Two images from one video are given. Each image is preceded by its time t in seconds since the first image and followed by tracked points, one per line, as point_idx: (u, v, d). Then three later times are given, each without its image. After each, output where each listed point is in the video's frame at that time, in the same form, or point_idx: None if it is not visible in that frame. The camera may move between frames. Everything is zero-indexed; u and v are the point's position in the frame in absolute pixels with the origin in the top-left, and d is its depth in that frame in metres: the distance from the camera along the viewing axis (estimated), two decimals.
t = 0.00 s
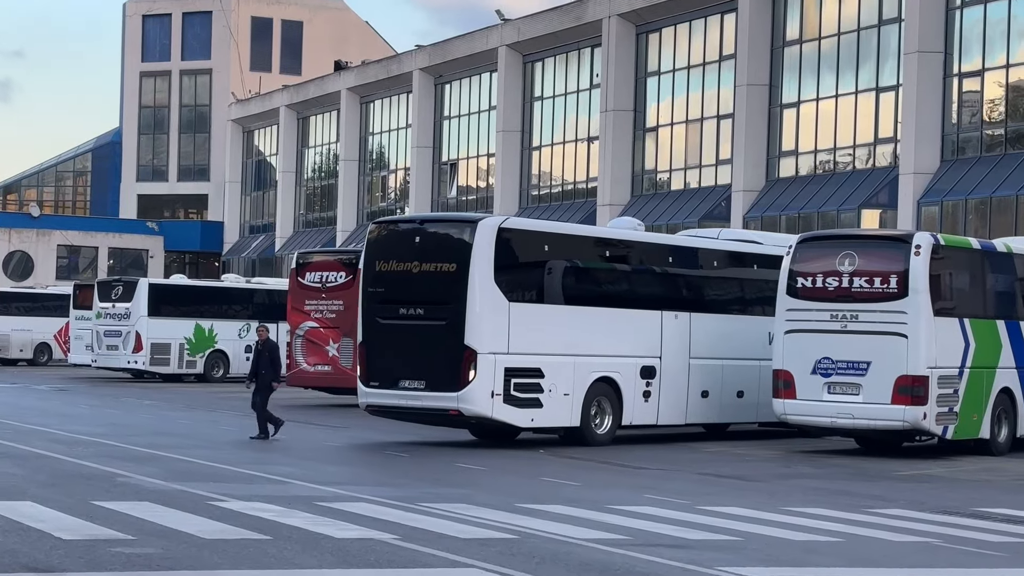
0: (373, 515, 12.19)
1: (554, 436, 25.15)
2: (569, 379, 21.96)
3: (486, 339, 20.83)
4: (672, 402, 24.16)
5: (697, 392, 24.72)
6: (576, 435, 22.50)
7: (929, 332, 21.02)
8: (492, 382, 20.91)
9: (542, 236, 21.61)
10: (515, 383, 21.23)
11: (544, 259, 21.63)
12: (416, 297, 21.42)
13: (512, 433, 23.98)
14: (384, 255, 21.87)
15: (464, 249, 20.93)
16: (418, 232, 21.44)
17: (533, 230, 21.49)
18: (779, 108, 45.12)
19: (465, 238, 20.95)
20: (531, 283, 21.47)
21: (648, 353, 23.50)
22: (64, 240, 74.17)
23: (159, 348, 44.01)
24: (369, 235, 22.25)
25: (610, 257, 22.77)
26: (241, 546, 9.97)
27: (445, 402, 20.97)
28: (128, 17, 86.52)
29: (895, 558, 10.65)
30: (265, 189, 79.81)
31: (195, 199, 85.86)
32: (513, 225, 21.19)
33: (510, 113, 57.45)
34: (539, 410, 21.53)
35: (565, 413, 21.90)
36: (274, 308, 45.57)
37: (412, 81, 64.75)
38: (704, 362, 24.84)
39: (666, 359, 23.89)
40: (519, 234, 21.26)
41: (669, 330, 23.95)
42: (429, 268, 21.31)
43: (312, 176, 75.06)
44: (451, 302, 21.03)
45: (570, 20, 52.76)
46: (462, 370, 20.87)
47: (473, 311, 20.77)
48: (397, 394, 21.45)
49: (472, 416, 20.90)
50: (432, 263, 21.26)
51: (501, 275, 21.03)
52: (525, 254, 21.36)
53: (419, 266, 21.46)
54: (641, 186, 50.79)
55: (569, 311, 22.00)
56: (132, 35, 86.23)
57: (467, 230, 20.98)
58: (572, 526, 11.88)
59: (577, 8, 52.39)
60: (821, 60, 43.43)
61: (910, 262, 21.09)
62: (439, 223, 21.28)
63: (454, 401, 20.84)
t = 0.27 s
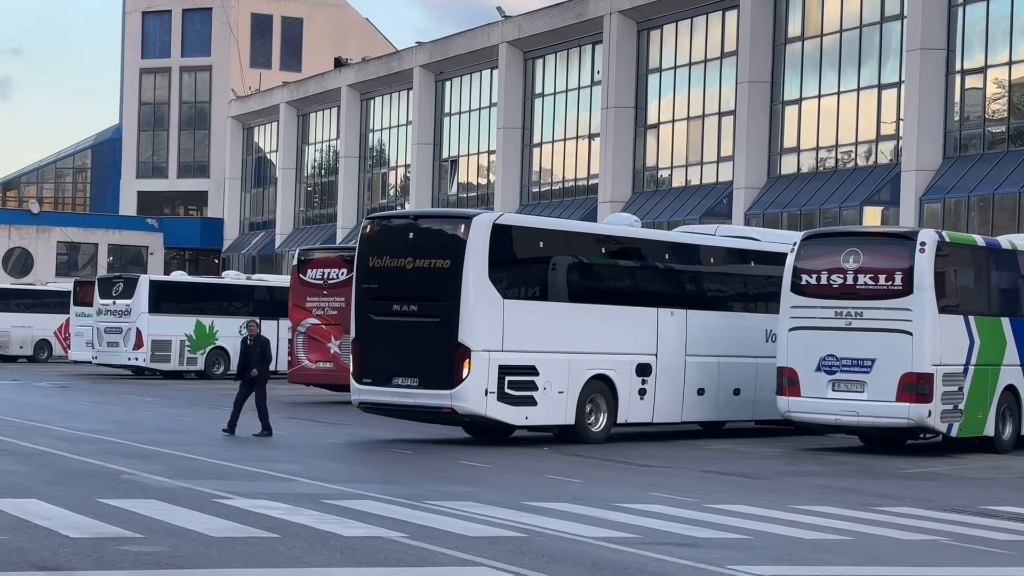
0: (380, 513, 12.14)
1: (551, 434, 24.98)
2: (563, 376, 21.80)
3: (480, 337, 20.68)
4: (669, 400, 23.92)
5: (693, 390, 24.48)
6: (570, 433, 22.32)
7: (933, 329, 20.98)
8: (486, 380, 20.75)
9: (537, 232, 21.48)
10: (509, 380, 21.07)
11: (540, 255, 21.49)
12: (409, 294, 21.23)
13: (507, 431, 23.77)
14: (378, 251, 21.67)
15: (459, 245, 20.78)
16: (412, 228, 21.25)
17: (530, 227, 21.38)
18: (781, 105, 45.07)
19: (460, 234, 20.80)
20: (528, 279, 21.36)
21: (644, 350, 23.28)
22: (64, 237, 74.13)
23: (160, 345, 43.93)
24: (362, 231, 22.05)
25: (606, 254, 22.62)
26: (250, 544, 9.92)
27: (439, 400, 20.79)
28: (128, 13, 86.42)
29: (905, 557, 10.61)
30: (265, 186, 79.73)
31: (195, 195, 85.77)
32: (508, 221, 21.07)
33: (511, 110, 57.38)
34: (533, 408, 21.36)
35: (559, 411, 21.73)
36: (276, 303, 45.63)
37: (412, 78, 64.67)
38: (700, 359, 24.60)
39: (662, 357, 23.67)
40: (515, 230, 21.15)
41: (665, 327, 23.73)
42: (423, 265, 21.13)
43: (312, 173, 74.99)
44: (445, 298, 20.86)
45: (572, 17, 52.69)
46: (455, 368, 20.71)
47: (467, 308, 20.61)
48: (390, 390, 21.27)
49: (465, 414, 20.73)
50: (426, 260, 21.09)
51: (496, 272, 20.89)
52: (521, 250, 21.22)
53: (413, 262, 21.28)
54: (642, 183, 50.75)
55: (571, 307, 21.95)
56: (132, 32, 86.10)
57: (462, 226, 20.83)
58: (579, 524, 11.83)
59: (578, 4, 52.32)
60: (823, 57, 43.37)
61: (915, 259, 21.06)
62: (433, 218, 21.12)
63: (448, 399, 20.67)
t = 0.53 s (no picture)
0: (385, 510, 12.08)
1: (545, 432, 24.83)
2: (557, 373, 21.63)
3: (473, 333, 20.50)
4: (663, 398, 23.71)
5: (688, 386, 24.27)
6: (564, 431, 22.13)
7: (937, 326, 20.94)
8: (479, 377, 20.58)
9: (530, 227, 21.32)
10: (501, 377, 20.89)
11: (532, 251, 21.32)
12: (402, 290, 21.01)
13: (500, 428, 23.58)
14: (369, 248, 21.46)
15: (451, 240, 20.60)
16: (404, 223, 21.06)
17: (523, 222, 21.25)
18: (782, 102, 45.03)
19: (451, 229, 20.62)
20: (523, 275, 21.20)
21: (639, 347, 23.09)
22: (63, 234, 74.03)
23: (160, 343, 43.86)
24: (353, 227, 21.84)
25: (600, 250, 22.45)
26: (256, 541, 9.85)
27: (431, 397, 20.59)
28: (127, 10, 86.27)
29: (914, 553, 10.56)
30: (264, 184, 79.68)
31: (195, 193, 85.64)
32: (499, 217, 20.91)
33: (511, 107, 57.29)
34: (526, 405, 21.19)
35: (553, 408, 21.56)
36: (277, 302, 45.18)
37: (412, 76, 64.58)
38: (695, 356, 24.39)
39: (656, 353, 23.47)
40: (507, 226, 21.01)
41: (660, 323, 23.51)
42: (414, 260, 20.93)
43: (312, 171, 74.93)
44: (437, 294, 20.66)
45: (572, 14, 52.61)
46: (447, 364, 20.52)
47: (458, 304, 20.43)
48: (382, 388, 21.05)
49: (457, 412, 20.53)
50: (417, 255, 20.89)
51: (489, 267, 20.73)
52: (513, 246, 21.04)
53: (405, 258, 21.07)
54: (643, 180, 50.68)
55: (570, 304, 21.88)
56: (131, 29, 85.97)
57: (454, 221, 20.65)
58: (585, 521, 11.77)
59: (579, 1, 52.24)
60: (824, 54, 43.31)
61: (919, 255, 21.01)
62: (425, 214, 20.94)
63: (440, 396, 20.47)
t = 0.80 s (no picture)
0: (390, 508, 12.00)
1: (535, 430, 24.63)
2: (551, 371, 21.46)
3: (464, 330, 20.29)
4: (658, 396, 23.55)
5: (683, 384, 24.07)
6: (558, 429, 21.98)
7: (943, 324, 20.85)
8: (471, 375, 20.41)
9: (523, 223, 21.14)
10: (494, 375, 20.72)
11: (524, 247, 21.12)
12: (393, 287, 20.87)
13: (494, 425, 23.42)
14: (360, 245, 21.33)
15: (442, 236, 20.43)
16: (395, 220, 20.92)
17: (516, 218, 21.07)
18: (784, 100, 44.95)
19: (443, 226, 20.46)
20: (518, 272, 21.02)
21: (633, 345, 22.89)
22: (63, 233, 73.99)
23: (160, 341, 43.78)
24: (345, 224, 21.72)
25: (595, 246, 22.25)
26: (261, 540, 9.78)
27: (423, 395, 20.44)
28: (127, 9, 86.17)
29: (924, 553, 10.49)
30: (265, 182, 79.57)
31: (195, 191, 85.54)
32: (492, 213, 20.73)
33: (512, 105, 57.17)
34: (520, 403, 21.03)
35: (546, 406, 21.41)
36: (277, 299, 45.20)
37: (412, 74, 64.44)
38: (691, 354, 24.18)
39: (651, 351, 23.29)
40: (500, 221, 20.81)
41: (655, 321, 23.32)
42: (406, 257, 20.79)
43: (312, 170, 74.80)
44: (428, 291, 20.50)
45: (573, 12, 52.49)
46: (439, 362, 20.34)
47: (449, 301, 20.24)
48: (373, 386, 20.91)
49: (450, 410, 20.37)
50: (409, 252, 20.75)
51: (481, 264, 20.54)
52: (505, 242, 20.84)
53: (396, 255, 20.93)
54: (645, 179, 50.57)
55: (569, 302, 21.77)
56: (131, 27, 85.82)
57: (445, 217, 20.48)
58: (592, 520, 11.69)
59: None
60: (827, 52, 43.19)
61: (925, 253, 20.93)
62: (417, 210, 20.79)
63: (432, 394, 20.31)
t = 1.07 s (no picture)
0: (393, 510, 11.86)
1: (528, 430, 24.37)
2: (544, 370, 21.21)
3: (455, 329, 20.04)
4: (653, 396, 23.29)
5: (679, 383, 23.81)
6: (551, 429, 21.71)
7: (948, 323, 20.74)
8: (464, 374, 20.14)
9: (517, 220, 20.89)
10: (487, 374, 20.46)
11: (517, 245, 20.87)
12: (384, 285, 20.61)
13: (487, 425, 23.16)
14: (351, 242, 21.08)
15: (434, 234, 20.21)
16: (386, 217, 20.68)
17: (509, 214, 20.80)
18: (786, 97, 44.81)
19: (435, 223, 20.23)
20: (511, 270, 20.78)
21: (627, 344, 22.65)
22: (64, 230, 73.84)
23: (161, 340, 43.66)
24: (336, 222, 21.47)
25: (588, 244, 22.01)
26: (264, 543, 9.66)
27: (415, 395, 20.17)
28: (127, 6, 85.95)
29: (935, 556, 10.35)
30: (265, 180, 79.42)
31: (195, 189, 85.41)
32: (484, 210, 20.51)
33: (513, 103, 57.01)
34: (513, 403, 20.76)
35: (540, 406, 21.15)
36: (278, 297, 45.10)
37: (413, 71, 64.27)
38: (686, 352, 23.93)
39: (646, 350, 23.04)
40: (493, 218, 20.57)
41: (649, 319, 23.08)
42: (397, 255, 20.55)
43: (313, 167, 74.65)
44: (420, 289, 20.26)
45: (575, 10, 52.32)
46: (431, 361, 20.08)
47: (441, 299, 19.99)
48: (364, 385, 20.62)
49: (442, 410, 20.08)
50: (400, 250, 20.51)
51: (473, 262, 20.30)
52: (498, 239, 20.60)
53: (387, 253, 20.69)
54: (646, 176, 50.47)
55: (565, 301, 21.56)
56: (132, 25, 85.63)
57: (437, 215, 20.26)
58: (597, 522, 11.55)
59: None
60: (829, 50, 43.05)
61: (930, 251, 20.82)
62: (408, 207, 20.56)
63: (423, 393, 20.03)
